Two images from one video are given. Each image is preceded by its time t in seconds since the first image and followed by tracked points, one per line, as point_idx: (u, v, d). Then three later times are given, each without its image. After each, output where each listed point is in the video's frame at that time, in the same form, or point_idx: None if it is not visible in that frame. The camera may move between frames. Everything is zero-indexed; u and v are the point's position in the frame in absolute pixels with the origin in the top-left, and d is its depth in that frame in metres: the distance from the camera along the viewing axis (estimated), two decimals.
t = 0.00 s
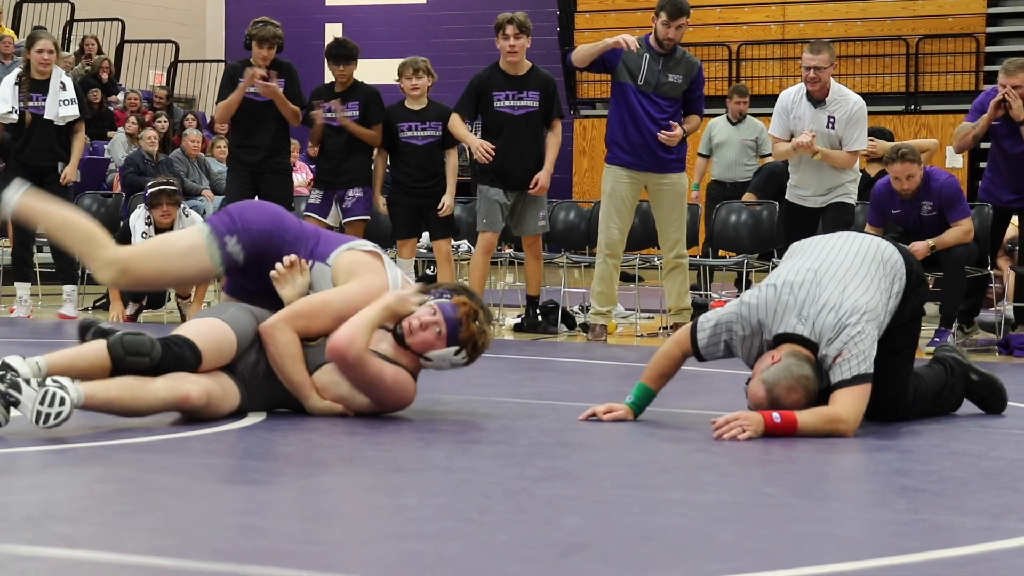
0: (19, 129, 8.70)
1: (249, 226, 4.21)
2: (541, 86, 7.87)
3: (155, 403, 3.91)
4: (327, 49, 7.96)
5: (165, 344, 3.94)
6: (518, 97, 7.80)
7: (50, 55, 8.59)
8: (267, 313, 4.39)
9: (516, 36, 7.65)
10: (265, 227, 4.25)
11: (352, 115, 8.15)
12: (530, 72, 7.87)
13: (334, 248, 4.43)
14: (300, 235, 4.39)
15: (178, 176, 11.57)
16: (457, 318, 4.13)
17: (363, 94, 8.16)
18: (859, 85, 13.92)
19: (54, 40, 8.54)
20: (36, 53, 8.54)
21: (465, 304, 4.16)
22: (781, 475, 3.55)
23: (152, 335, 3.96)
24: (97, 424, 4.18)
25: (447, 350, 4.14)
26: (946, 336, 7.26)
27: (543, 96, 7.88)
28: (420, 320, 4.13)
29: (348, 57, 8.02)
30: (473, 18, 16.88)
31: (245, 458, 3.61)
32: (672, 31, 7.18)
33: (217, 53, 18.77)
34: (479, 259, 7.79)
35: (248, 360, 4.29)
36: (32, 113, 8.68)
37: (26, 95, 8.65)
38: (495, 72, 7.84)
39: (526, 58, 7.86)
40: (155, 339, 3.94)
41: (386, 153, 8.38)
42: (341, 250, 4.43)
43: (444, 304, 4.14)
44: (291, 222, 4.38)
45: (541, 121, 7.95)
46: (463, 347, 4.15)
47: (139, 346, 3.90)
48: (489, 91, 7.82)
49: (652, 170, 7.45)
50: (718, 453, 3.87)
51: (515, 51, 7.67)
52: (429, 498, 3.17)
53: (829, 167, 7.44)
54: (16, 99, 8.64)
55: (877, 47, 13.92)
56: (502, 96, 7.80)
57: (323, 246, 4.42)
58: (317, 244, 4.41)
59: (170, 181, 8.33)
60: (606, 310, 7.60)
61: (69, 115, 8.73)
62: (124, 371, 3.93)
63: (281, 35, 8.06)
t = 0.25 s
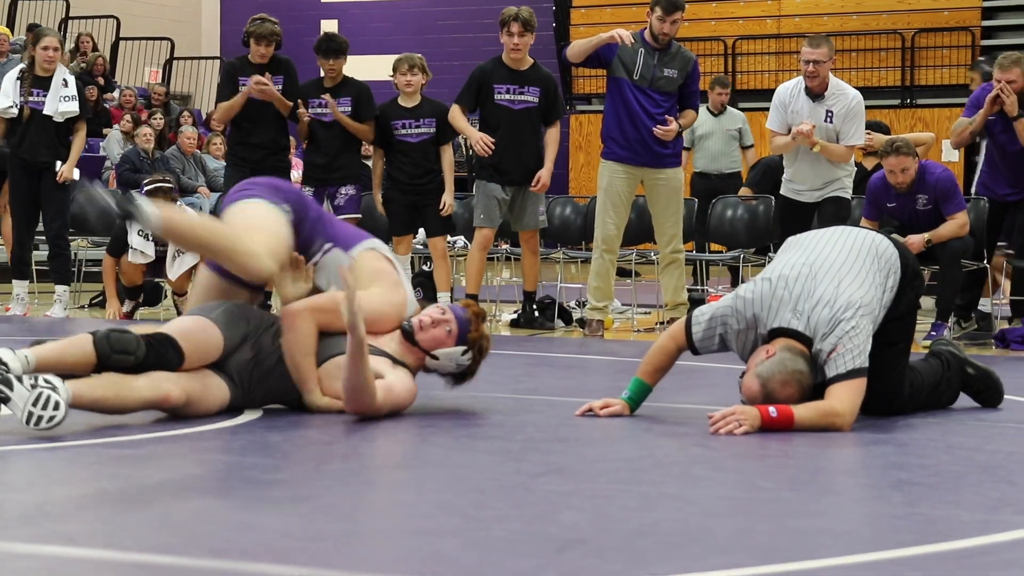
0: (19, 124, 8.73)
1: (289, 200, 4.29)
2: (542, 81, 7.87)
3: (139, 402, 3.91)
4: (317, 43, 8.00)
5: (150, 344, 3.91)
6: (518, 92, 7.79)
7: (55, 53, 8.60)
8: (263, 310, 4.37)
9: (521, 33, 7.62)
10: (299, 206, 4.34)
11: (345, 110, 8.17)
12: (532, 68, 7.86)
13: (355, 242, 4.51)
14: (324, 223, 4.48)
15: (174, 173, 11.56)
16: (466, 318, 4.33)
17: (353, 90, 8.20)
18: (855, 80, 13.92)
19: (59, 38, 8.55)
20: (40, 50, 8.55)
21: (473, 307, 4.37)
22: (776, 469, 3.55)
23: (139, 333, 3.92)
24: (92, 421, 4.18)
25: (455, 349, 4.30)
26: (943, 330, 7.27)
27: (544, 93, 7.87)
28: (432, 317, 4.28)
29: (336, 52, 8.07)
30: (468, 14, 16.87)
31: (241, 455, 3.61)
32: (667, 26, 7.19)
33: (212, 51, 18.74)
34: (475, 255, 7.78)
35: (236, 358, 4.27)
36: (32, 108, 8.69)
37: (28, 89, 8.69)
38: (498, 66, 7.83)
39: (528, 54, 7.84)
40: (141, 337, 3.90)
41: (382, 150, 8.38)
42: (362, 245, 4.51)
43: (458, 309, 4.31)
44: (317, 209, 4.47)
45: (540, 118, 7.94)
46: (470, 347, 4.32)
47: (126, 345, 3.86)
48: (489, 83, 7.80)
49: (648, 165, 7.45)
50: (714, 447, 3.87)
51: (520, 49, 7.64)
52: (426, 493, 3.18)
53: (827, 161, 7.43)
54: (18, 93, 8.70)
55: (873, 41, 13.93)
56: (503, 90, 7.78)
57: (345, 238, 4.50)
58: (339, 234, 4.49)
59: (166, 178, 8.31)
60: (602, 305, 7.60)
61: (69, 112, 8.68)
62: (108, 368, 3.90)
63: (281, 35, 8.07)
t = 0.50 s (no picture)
0: (22, 120, 8.68)
1: (314, 251, 4.27)
2: (538, 76, 7.88)
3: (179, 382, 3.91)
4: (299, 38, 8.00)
5: (199, 326, 3.97)
6: (516, 87, 7.79)
7: (62, 50, 8.55)
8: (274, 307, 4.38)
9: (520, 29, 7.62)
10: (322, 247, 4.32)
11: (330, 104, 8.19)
12: (529, 64, 7.87)
13: (383, 264, 4.51)
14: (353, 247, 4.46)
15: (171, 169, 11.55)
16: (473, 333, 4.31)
17: (339, 84, 8.25)
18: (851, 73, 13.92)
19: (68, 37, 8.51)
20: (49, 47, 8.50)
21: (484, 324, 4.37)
22: (774, 463, 3.55)
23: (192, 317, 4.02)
24: (89, 418, 4.18)
25: (453, 361, 4.28)
26: (939, 324, 7.27)
27: (540, 89, 7.89)
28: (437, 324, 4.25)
29: (320, 46, 8.04)
30: (464, 9, 16.85)
31: (238, 451, 3.61)
32: (663, 21, 7.19)
33: (208, 47, 18.71)
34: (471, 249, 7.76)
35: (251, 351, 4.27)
36: (36, 104, 8.64)
37: (32, 85, 8.62)
38: (495, 60, 7.82)
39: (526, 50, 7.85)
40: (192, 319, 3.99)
41: (374, 146, 8.35)
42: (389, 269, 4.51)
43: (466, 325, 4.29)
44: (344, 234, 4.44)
45: (536, 114, 7.95)
46: (468, 362, 4.31)
47: (174, 323, 3.97)
48: (488, 77, 7.78)
49: (644, 160, 7.44)
50: (711, 442, 3.87)
51: (519, 45, 7.64)
52: (423, 489, 3.17)
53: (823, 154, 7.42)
54: (22, 88, 8.63)
55: (869, 35, 13.92)
56: (502, 84, 7.77)
57: (374, 262, 4.50)
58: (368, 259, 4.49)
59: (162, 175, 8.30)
60: (599, 300, 7.60)
61: (72, 109, 8.64)
62: (156, 348, 3.99)
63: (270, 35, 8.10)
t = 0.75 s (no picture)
0: (23, 117, 8.65)
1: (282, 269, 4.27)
2: (535, 72, 7.88)
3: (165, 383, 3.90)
4: (286, 33, 8.01)
5: (196, 327, 3.96)
6: (513, 82, 7.79)
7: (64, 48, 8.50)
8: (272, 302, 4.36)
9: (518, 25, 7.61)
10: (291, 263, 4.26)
11: (320, 99, 8.25)
12: (526, 59, 7.87)
13: (363, 256, 4.31)
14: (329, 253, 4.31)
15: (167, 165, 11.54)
16: (449, 338, 4.01)
17: (325, 79, 8.28)
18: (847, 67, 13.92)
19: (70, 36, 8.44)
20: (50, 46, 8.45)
21: (463, 322, 4.02)
22: (770, 457, 3.55)
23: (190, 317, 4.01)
24: (86, 413, 4.18)
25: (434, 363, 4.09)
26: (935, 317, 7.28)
27: (537, 84, 7.89)
28: (415, 332, 4.04)
29: (306, 41, 8.07)
30: (460, 3, 16.83)
31: (235, 446, 3.61)
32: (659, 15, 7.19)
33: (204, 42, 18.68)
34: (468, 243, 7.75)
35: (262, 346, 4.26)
36: (38, 101, 8.63)
37: (35, 82, 8.59)
38: (492, 55, 7.82)
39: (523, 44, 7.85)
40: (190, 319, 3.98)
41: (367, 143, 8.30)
42: (370, 258, 4.30)
43: (444, 316, 4.03)
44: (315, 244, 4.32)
45: (533, 109, 7.95)
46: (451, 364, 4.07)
47: (170, 320, 3.96)
48: (486, 72, 7.78)
49: (641, 154, 7.44)
50: (708, 435, 3.88)
51: (517, 41, 7.65)
52: (419, 483, 3.18)
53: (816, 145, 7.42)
54: (24, 86, 8.59)
55: (864, 28, 13.93)
56: (499, 79, 7.77)
57: (354, 257, 4.30)
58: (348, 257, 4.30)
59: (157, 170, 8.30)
60: (596, 294, 7.61)
61: (73, 109, 8.62)
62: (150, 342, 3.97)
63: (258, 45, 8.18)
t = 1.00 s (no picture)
0: (20, 117, 8.62)
1: (265, 257, 4.30)
2: (533, 66, 7.87)
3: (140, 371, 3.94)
4: (287, 27, 7.97)
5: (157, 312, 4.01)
6: (510, 76, 7.78)
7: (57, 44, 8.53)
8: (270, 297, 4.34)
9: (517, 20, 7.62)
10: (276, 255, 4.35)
11: (319, 93, 8.22)
12: (524, 52, 7.85)
13: (347, 251, 4.45)
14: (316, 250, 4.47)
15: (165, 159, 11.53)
16: (417, 316, 3.98)
17: (328, 73, 8.27)
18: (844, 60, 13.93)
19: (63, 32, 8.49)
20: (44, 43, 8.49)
21: (425, 297, 3.97)
22: (768, 451, 3.56)
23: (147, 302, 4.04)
24: (82, 408, 4.17)
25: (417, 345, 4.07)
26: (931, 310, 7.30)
27: (534, 78, 7.88)
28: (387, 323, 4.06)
29: (307, 36, 8.04)
30: None
31: (231, 440, 3.60)
32: (655, 10, 7.24)
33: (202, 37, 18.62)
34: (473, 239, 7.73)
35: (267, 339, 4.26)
36: (35, 101, 8.64)
37: (30, 82, 8.61)
38: (490, 50, 7.80)
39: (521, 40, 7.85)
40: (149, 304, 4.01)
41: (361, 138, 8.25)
42: (354, 252, 4.43)
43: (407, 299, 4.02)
44: (303, 242, 4.46)
45: (532, 103, 7.94)
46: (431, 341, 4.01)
47: (132, 307, 3.96)
48: (484, 66, 7.77)
49: (638, 148, 7.43)
50: (704, 430, 3.88)
51: (514, 35, 7.65)
52: (417, 477, 3.18)
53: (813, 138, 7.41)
54: (19, 87, 8.59)
55: (861, 22, 13.93)
56: (496, 73, 7.77)
57: (338, 253, 4.46)
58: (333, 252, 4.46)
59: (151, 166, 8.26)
60: (594, 289, 7.60)
61: (72, 108, 8.70)
62: (111, 330, 3.97)
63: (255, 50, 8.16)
